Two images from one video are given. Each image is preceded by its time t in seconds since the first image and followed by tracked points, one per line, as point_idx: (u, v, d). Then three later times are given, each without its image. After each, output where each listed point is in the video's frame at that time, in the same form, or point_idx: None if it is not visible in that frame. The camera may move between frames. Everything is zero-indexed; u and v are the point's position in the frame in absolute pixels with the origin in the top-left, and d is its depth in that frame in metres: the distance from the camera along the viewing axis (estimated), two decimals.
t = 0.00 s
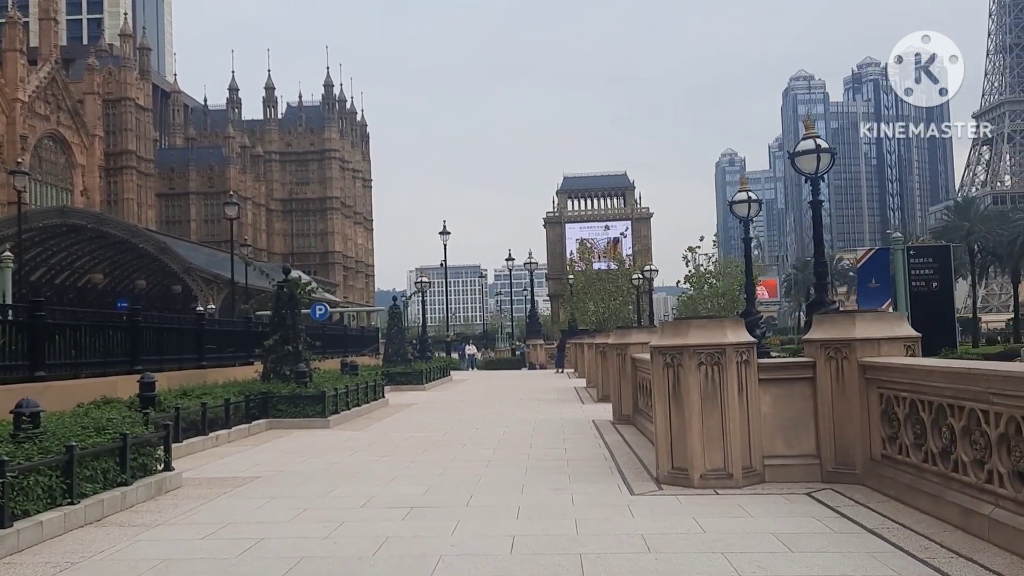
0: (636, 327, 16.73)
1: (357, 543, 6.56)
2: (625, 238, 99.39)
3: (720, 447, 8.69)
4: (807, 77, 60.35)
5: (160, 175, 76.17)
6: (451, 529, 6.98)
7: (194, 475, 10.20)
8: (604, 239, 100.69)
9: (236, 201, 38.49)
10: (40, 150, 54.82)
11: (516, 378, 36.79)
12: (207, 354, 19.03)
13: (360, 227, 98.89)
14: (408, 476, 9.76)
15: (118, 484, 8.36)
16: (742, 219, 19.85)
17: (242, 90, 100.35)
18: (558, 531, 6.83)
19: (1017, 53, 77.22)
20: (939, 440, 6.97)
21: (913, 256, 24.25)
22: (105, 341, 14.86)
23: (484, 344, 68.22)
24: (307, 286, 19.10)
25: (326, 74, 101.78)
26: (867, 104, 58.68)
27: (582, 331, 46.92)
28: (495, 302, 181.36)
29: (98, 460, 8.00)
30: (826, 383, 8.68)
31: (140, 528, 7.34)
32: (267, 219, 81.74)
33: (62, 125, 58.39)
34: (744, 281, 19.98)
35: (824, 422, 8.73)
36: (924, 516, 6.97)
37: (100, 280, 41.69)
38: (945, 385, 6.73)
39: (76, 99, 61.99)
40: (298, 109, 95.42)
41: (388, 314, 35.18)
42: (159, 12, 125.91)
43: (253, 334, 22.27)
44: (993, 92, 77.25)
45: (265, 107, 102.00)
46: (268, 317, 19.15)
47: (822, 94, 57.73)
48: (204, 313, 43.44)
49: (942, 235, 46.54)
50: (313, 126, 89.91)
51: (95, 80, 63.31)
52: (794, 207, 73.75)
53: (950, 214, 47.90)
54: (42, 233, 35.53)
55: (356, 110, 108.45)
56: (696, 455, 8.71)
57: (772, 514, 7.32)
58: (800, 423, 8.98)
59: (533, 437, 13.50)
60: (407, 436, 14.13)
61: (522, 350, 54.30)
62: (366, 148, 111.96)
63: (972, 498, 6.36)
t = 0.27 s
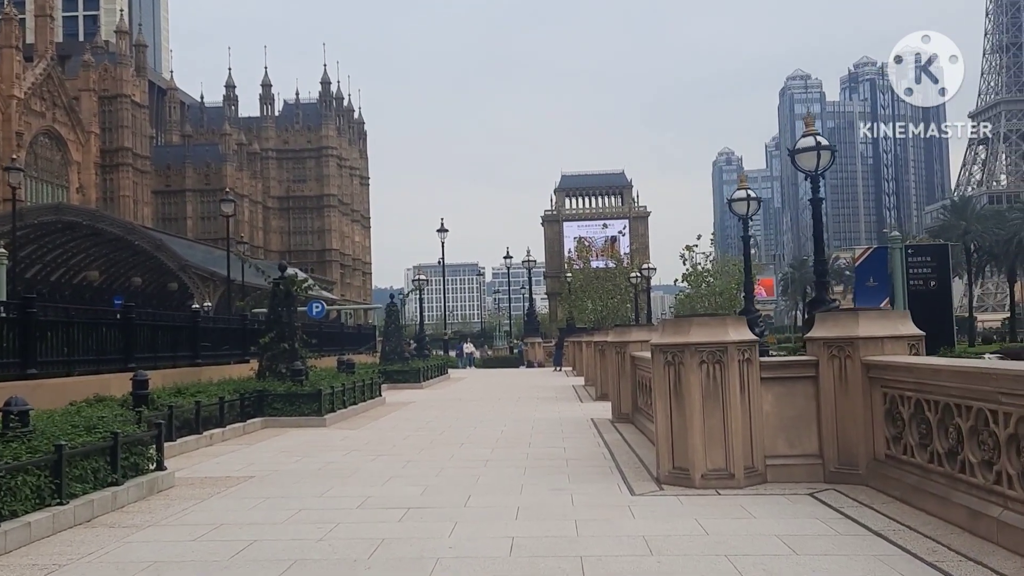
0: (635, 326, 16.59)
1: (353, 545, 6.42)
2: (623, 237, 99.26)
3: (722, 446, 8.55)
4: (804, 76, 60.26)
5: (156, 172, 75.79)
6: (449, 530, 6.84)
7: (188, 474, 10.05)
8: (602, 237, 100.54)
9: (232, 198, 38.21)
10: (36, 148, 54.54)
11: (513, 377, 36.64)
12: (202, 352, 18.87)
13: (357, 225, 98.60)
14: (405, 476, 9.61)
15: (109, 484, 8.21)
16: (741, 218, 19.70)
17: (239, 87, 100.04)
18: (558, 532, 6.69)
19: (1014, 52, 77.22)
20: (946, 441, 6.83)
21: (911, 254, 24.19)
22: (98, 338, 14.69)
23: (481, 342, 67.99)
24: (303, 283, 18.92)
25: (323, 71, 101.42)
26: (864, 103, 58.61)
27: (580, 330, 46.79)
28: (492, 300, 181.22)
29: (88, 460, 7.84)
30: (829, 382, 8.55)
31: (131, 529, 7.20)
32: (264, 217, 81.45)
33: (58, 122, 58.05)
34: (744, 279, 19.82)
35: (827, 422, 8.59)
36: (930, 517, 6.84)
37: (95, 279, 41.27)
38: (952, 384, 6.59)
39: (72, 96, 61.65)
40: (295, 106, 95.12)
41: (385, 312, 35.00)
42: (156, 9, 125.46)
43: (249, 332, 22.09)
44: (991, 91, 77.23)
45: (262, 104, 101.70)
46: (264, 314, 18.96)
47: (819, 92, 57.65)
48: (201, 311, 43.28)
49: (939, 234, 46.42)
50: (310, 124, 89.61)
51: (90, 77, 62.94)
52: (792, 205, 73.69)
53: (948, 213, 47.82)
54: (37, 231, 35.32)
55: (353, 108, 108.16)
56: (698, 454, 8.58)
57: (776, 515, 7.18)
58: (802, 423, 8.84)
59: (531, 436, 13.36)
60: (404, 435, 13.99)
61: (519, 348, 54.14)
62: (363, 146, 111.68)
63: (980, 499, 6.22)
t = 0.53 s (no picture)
0: (632, 327, 16.44)
1: (349, 552, 6.26)
2: (620, 238, 99.16)
3: (724, 450, 8.41)
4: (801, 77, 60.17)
5: (152, 172, 75.44)
6: (447, 536, 6.68)
7: (181, 478, 9.89)
8: (599, 238, 100.42)
9: (228, 198, 37.89)
10: (31, 147, 54.25)
11: (510, 377, 36.50)
12: (197, 352, 18.70)
13: (354, 226, 98.39)
14: (402, 479, 9.46)
15: (100, 487, 8.06)
16: (740, 218, 19.56)
17: (236, 87, 99.76)
18: (558, 539, 6.54)
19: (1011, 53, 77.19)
20: (954, 445, 6.69)
21: (911, 255, 24.22)
22: (91, 339, 14.51)
23: (478, 343, 67.89)
24: (299, 283, 18.73)
25: (320, 71, 101.19)
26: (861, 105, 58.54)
27: (577, 331, 46.67)
28: (489, 301, 181.10)
29: (79, 463, 7.69)
30: (833, 385, 8.41)
31: (122, 536, 7.02)
32: (260, 217, 81.22)
33: (53, 121, 57.76)
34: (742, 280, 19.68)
35: (831, 425, 8.46)
36: (938, 523, 6.71)
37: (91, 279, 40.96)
38: (961, 387, 6.43)
39: (68, 95, 61.34)
40: (292, 106, 94.96)
41: (381, 312, 34.83)
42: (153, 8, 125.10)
43: (244, 332, 21.90)
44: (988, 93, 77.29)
45: (259, 104, 101.46)
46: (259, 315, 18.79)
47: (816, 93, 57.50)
48: (197, 311, 43.09)
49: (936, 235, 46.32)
50: (307, 124, 89.40)
51: (87, 76, 62.65)
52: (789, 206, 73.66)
53: (945, 214, 47.78)
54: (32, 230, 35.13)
55: (350, 108, 107.94)
56: (699, 458, 8.43)
57: (780, 521, 7.05)
58: (806, 426, 8.69)
59: (529, 438, 13.23)
60: (400, 437, 13.83)
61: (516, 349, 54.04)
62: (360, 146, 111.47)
63: (990, 505, 6.08)
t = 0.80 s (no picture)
0: (630, 325, 16.33)
1: (343, 554, 6.13)
2: (616, 235, 99.06)
3: (723, 449, 8.30)
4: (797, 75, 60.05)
5: (147, 170, 75.06)
6: (443, 537, 6.57)
7: (172, 479, 9.75)
8: (595, 236, 100.32)
9: (222, 196, 37.55)
10: (25, 146, 53.93)
11: (507, 375, 36.37)
12: (191, 351, 18.54)
13: (350, 224, 98.12)
14: (397, 480, 9.32)
15: (90, 489, 7.92)
16: (737, 215, 19.44)
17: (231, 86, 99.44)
18: (555, 541, 6.42)
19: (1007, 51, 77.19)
20: (958, 443, 6.58)
21: (907, 253, 24.14)
22: (83, 338, 14.35)
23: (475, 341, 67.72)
24: (293, 282, 18.58)
25: (315, 69, 100.80)
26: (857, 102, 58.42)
27: (574, 329, 46.55)
28: (486, 300, 180.97)
29: (67, 465, 7.54)
30: (833, 382, 8.29)
31: (111, 538, 6.89)
32: (255, 215, 80.91)
33: (48, 119, 57.42)
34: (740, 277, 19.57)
35: (831, 423, 8.34)
36: (941, 523, 6.60)
37: (86, 279, 40.71)
38: (965, 385, 6.31)
39: (62, 93, 60.99)
40: (287, 104, 94.60)
41: (377, 311, 34.67)
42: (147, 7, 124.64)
43: (238, 331, 21.72)
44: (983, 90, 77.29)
45: (255, 102, 101.15)
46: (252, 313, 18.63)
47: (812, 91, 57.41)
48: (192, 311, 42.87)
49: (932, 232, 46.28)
50: (302, 122, 89.07)
51: (81, 74, 62.32)
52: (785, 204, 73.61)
53: (941, 212, 47.75)
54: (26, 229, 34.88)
55: (346, 106, 107.62)
56: (698, 457, 8.32)
57: (781, 522, 6.93)
58: (806, 424, 8.58)
59: (526, 437, 13.10)
60: (396, 437, 13.69)
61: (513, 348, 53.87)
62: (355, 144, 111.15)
63: (996, 505, 5.97)
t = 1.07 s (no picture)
0: (624, 324, 16.19)
1: (330, 559, 6.00)
2: (611, 235, 99.01)
3: (718, 450, 8.18)
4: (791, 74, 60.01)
5: (140, 170, 74.68)
6: (433, 541, 6.44)
7: (160, 481, 9.60)
8: (590, 235, 100.25)
9: (215, 196, 37.09)
10: (17, 146, 53.59)
11: (502, 375, 36.27)
12: (182, 352, 18.39)
13: (344, 224, 97.86)
14: (388, 481, 9.19)
15: (74, 493, 7.78)
16: (732, 214, 19.32)
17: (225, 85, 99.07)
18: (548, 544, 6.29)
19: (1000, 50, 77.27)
20: (957, 443, 6.47)
21: (902, 251, 24.02)
22: (71, 339, 14.17)
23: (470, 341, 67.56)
24: (285, 282, 18.42)
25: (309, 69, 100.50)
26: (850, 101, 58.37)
27: (569, 328, 46.41)
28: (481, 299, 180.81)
29: (50, 468, 7.39)
30: (829, 382, 8.19)
31: (94, 543, 6.74)
32: (249, 215, 80.60)
33: (39, 119, 57.03)
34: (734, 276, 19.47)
35: (828, 423, 8.23)
36: (940, 525, 6.49)
37: (79, 279, 40.40)
38: (964, 385, 6.20)
39: (54, 93, 60.62)
40: (280, 104, 94.27)
41: (371, 311, 34.50)
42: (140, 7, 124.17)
43: (230, 331, 21.54)
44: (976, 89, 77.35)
45: (248, 102, 100.83)
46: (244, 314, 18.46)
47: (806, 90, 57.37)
48: (185, 311, 42.61)
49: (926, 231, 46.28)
50: (296, 121, 88.75)
51: (72, 74, 61.94)
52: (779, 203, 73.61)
53: (935, 211, 47.75)
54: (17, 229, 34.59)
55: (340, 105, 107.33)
56: (693, 458, 8.20)
57: (778, 524, 6.81)
58: (802, 424, 8.47)
59: (519, 438, 12.97)
60: (388, 437, 13.56)
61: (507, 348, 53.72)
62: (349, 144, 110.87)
63: (996, 506, 5.86)
